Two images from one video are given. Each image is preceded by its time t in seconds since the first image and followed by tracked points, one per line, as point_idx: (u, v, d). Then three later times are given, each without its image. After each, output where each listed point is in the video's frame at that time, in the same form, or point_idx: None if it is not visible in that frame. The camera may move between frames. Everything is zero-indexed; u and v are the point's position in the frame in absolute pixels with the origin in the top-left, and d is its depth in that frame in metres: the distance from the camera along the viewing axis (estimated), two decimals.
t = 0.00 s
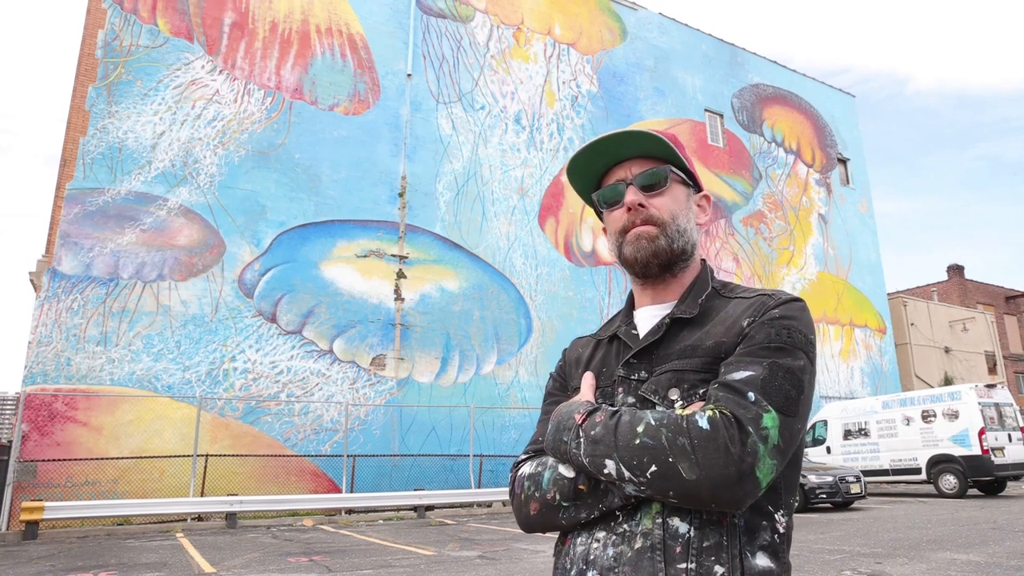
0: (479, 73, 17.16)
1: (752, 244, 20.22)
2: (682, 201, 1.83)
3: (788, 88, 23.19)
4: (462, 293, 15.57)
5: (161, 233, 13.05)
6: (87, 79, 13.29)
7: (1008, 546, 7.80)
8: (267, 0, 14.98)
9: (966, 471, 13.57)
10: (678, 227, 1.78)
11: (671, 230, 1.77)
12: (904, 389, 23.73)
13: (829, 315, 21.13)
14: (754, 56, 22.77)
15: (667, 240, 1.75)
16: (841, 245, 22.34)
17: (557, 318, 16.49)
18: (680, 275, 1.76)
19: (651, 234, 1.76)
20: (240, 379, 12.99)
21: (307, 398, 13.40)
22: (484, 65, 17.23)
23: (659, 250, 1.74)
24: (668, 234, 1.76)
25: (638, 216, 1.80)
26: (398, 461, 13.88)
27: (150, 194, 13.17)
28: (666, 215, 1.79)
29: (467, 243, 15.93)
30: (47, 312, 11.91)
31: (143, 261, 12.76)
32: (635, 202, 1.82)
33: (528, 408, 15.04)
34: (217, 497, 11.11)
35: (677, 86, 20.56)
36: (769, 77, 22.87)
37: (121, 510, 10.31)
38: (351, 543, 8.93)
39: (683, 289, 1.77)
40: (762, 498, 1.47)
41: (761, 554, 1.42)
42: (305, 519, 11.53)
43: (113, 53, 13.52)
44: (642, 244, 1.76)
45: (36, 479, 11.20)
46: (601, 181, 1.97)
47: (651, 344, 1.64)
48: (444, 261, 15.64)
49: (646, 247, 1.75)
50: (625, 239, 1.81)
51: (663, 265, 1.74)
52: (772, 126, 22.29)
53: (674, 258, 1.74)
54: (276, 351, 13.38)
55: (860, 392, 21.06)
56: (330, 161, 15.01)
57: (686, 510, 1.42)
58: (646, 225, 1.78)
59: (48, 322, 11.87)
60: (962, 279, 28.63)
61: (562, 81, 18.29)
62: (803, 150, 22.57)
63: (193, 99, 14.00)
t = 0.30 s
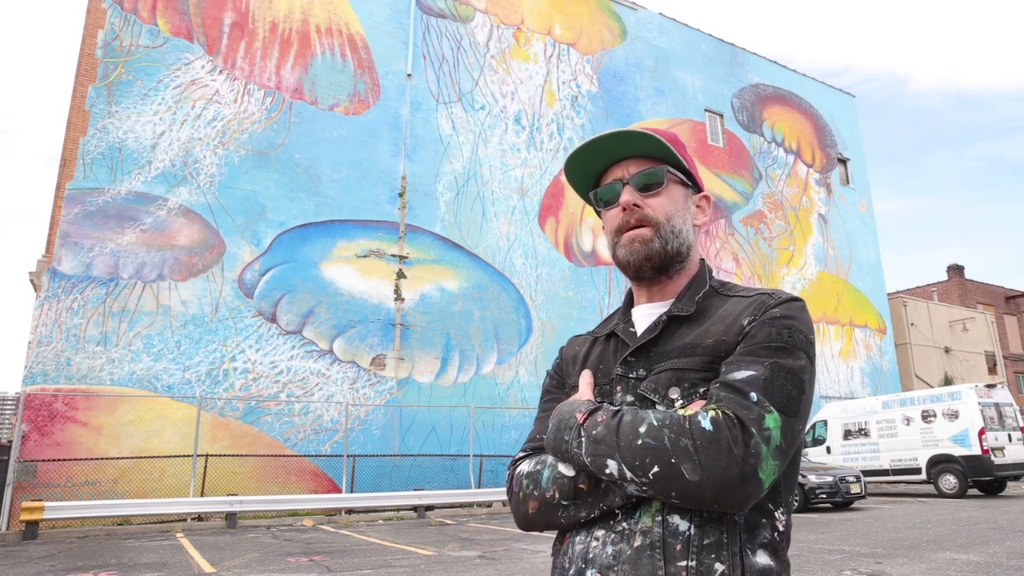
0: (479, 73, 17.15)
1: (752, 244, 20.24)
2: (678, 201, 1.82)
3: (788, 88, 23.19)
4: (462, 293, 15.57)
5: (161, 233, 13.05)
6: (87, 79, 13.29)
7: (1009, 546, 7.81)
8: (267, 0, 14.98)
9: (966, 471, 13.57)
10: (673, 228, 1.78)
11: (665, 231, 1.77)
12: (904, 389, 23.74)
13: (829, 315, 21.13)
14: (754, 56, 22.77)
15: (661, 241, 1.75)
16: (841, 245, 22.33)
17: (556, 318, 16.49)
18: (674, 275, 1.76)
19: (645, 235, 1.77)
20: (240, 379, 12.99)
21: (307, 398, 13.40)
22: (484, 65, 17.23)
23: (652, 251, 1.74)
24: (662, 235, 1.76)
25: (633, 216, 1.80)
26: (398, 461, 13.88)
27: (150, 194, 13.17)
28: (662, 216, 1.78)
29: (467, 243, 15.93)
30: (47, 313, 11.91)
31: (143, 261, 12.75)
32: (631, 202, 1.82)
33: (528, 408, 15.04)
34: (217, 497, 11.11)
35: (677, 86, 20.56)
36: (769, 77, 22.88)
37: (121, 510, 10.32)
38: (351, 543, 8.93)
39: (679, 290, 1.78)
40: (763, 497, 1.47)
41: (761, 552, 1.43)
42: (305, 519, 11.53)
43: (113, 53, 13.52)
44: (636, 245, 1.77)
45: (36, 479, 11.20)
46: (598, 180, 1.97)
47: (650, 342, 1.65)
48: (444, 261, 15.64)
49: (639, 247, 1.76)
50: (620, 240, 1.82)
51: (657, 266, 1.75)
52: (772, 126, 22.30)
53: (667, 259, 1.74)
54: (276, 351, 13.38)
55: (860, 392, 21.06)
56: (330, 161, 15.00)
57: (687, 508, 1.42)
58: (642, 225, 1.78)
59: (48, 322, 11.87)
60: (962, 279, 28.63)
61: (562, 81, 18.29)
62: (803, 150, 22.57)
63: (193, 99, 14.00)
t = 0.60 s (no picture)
0: (479, 73, 17.15)
1: (752, 244, 20.24)
2: (679, 202, 1.82)
3: (788, 88, 23.19)
4: (462, 293, 15.57)
5: (161, 233, 13.05)
6: (87, 79, 13.29)
7: (1008, 546, 7.81)
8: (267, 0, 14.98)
9: (966, 471, 13.57)
10: (671, 231, 1.78)
11: (663, 234, 1.77)
12: (904, 389, 23.73)
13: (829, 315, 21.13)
14: (754, 56, 22.77)
15: (658, 244, 1.76)
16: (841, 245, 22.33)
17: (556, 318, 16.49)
18: (671, 277, 1.77)
19: (643, 238, 1.77)
20: (240, 379, 12.99)
21: (307, 398, 13.40)
22: (484, 65, 17.22)
23: (649, 254, 1.75)
24: (660, 239, 1.77)
25: (631, 217, 1.80)
26: (398, 461, 13.88)
27: (150, 194, 13.17)
28: (660, 219, 1.78)
29: (467, 243, 15.93)
30: (47, 313, 11.91)
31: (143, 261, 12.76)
32: (630, 203, 1.82)
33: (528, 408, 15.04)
34: (217, 498, 11.11)
35: (677, 86, 20.56)
36: (769, 77, 22.88)
37: (121, 510, 10.32)
38: (351, 543, 8.93)
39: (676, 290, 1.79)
40: (765, 486, 1.47)
41: (766, 541, 1.43)
42: (305, 520, 11.52)
43: (113, 53, 13.53)
44: (633, 248, 1.78)
45: (36, 479, 11.21)
46: (598, 179, 1.97)
47: (646, 334, 1.65)
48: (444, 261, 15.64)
49: (636, 250, 1.77)
50: (618, 240, 1.82)
51: (653, 269, 1.76)
52: (773, 126, 22.30)
53: (664, 262, 1.75)
54: (276, 351, 13.38)
55: (860, 392, 21.06)
56: (330, 161, 15.00)
57: (688, 498, 1.42)
58: (639, 228, 1.79)
59: (48, 322, 11.88)
60: (962, 279, 28.62)
61: (562, 80, 18.29)
62: (803, 150, 22.57)
63: (193, 99, 14.00)
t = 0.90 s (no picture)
0: (479, 73, 17.15)
1: (752, 244, 20.24)
2: (682, 205, 1.82)
3: (788, 88, 23.19)
4: (462, 293, 15.56)
5: (161, 233, 13.05)
6: (87, 79, 13.29)
7: (1008, 546, 7.80)
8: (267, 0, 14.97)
9: (966, 471, 13.57)
10: (674, 233, 1.78)
11: (665, 235, 1.77)
12: (904, 389, 23.74)
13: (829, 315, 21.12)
14: (754, 56, 22.76)
15: (659, 244, 1.76)
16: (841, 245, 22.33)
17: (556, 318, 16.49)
18: (671, 278, 1.78)
19: (644, 238, 1.77)
20: (240, 379, 12.99)
21: (307, 398, 13.41)
22: (484, 65, 17.22)
23: (649, 254, 1.76)
24: (661, 240, 1.77)
25: (634, 218, 1.80)
26: (398, 461, 13.88)
27: (150, 194, 13.17)
28: (663, 221, 1.78)
29: (467, 243, 15.93)
30: (47, 313, 11.92)
31: (143, 261, 12.75)
32: (634, 204, 1.82)
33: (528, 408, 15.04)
34: (217, 497, 11.11)
35: (677, 86, 20.57)
36: (769, 77, 22.87)
37: (121, 510, 10.32)
38: (351, 543, 8.93)
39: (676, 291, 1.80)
40: (762, 480, 1.47)
41: (762, 535, 1.43)
42: (305, 520, 11.53)
43: (113, 53, 13.52)
44: (633, 248, 1.78)
45: (36, 479, 11.20)
46: (604, 178, 1.97)
47: (643, 327, 1.65)
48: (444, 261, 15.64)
49: (637, 249, 1.77)
50: (620, 239, 1.83)
51: (652, 269, 1.77)
52: (772, 126, 22.30)
53: (664, 262, 1.75)
54: (276, 351, 13.38)
55: (860, 392, 21.06)
56: (330, 161, 15.00)
57: (684, 490, 1.41)
58: (642, 228, 1.79)
59: (49, 322, 11.88)
60: (962, 279, 28.64)
61: (562, 80, 18.29)
62: (803, 150, 22.57)
63: (193, 99, 14.00)
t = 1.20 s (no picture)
0: (479, 73, 17.15)
1: (752, 244, 20.24)
2: (682, 206, 1.82)
3: (788, 88, 23.19)
4: (462, 293, 15.57)
5: (161, 233, 13.04)
6: (87, 79, 13.29)
7: (1008, 546, 7.80)
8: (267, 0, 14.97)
9: (966, 471, 13.57)
10: (675, 234, 1.78)
11: (665, 236, 1.77)
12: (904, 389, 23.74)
13: (829, 315, 21.13)
14: (754, 56, 22.77)
15: (660, 246, 1.76)
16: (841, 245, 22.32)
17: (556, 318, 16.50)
18: (672, 278, 1.78)
19: (644, 238, 1.77)
20: (240, 379, 12.99)
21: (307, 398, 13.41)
22: (484, 65, 17.22)
23: (649, 255, 1.76)
24: (661, 241, 1.77)
25: (635, 219, 1.80)
26: (398, 461, 13.88)
27: (150, 194, 13.17)
28: (663, 223, 1.78)
29: (467, 243, 15.93)
30: (47, 312, 11.92)
31: (143, 261, 12.76)
32: (634, 205, 1.82)
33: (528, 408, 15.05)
34: (217, 498, 11.11)
35: (677, 86, 20.57)
36: (769, 77, 22.88)
37: (121, 510, 10.32)
38: (351, 543, 8.93)
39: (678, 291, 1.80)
40: (762, 483, 1.48)
41: (762, 538, 1.44)
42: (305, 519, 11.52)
43: (113, 53, 13.53)
44: (634, 249, 1.78)
45: (36, 479, 11.20)
46: (605, 180, 1.97)
47: (647, 329, 1.65)
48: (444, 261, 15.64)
49: (637, 250, 1.77)
50: (620, 241, 1.83)
51: (653, 270, 1.77)
52: (772, 126, 22.30)
53: (664, 263, 1.76)
54: (276, 351, 13.38)
55: (860, 392, 21.06)
56: (330, 161, 14.99)
57: (687, 493, 1.42)
58: (642, 230, 1.79)
59: (48, 322, 11.88)
60: (962, 279, 28.64)
61: (562, 80, 18.29)
62: (803, 150, 22.58)
63: (193, 99, 14.00)
